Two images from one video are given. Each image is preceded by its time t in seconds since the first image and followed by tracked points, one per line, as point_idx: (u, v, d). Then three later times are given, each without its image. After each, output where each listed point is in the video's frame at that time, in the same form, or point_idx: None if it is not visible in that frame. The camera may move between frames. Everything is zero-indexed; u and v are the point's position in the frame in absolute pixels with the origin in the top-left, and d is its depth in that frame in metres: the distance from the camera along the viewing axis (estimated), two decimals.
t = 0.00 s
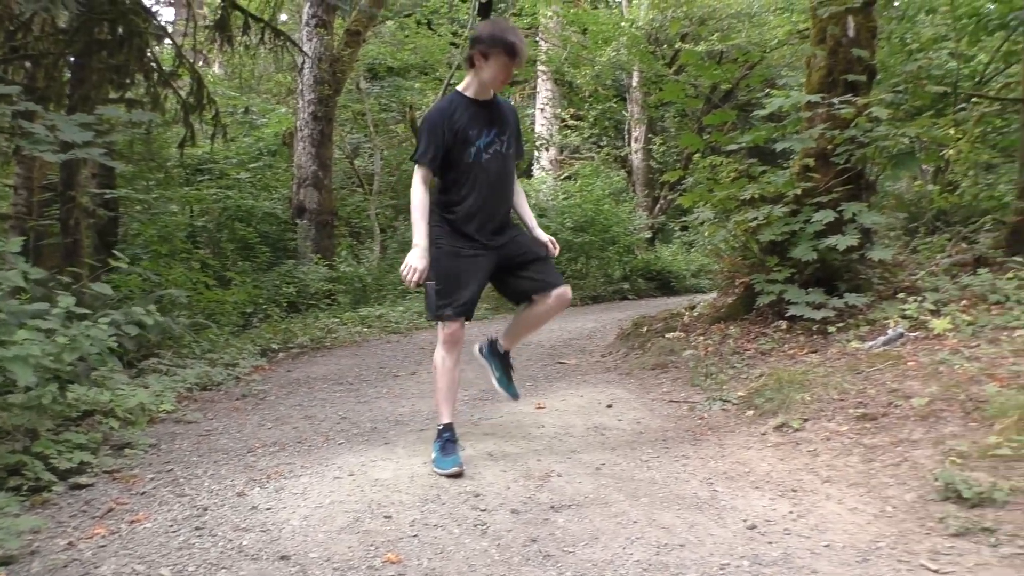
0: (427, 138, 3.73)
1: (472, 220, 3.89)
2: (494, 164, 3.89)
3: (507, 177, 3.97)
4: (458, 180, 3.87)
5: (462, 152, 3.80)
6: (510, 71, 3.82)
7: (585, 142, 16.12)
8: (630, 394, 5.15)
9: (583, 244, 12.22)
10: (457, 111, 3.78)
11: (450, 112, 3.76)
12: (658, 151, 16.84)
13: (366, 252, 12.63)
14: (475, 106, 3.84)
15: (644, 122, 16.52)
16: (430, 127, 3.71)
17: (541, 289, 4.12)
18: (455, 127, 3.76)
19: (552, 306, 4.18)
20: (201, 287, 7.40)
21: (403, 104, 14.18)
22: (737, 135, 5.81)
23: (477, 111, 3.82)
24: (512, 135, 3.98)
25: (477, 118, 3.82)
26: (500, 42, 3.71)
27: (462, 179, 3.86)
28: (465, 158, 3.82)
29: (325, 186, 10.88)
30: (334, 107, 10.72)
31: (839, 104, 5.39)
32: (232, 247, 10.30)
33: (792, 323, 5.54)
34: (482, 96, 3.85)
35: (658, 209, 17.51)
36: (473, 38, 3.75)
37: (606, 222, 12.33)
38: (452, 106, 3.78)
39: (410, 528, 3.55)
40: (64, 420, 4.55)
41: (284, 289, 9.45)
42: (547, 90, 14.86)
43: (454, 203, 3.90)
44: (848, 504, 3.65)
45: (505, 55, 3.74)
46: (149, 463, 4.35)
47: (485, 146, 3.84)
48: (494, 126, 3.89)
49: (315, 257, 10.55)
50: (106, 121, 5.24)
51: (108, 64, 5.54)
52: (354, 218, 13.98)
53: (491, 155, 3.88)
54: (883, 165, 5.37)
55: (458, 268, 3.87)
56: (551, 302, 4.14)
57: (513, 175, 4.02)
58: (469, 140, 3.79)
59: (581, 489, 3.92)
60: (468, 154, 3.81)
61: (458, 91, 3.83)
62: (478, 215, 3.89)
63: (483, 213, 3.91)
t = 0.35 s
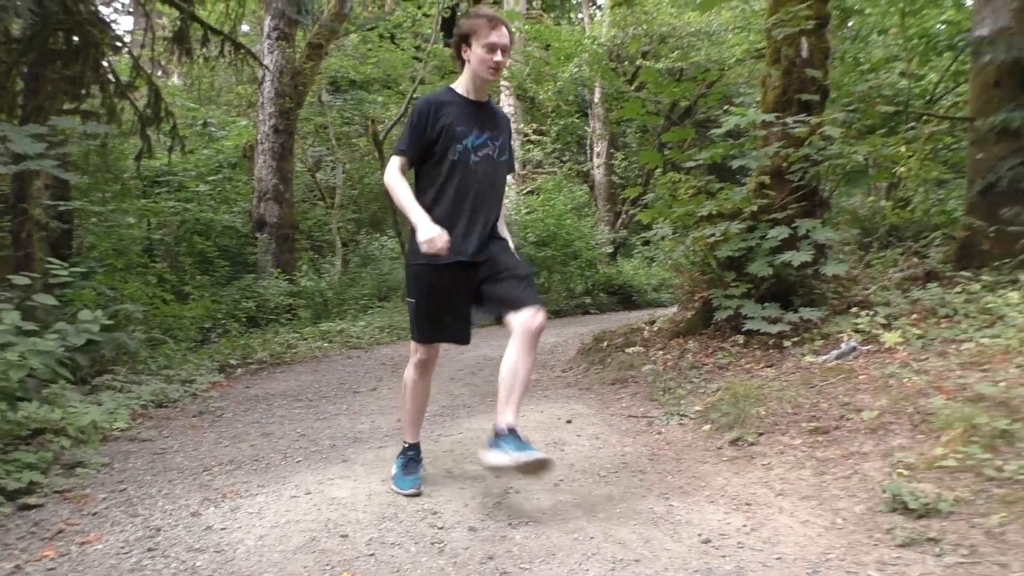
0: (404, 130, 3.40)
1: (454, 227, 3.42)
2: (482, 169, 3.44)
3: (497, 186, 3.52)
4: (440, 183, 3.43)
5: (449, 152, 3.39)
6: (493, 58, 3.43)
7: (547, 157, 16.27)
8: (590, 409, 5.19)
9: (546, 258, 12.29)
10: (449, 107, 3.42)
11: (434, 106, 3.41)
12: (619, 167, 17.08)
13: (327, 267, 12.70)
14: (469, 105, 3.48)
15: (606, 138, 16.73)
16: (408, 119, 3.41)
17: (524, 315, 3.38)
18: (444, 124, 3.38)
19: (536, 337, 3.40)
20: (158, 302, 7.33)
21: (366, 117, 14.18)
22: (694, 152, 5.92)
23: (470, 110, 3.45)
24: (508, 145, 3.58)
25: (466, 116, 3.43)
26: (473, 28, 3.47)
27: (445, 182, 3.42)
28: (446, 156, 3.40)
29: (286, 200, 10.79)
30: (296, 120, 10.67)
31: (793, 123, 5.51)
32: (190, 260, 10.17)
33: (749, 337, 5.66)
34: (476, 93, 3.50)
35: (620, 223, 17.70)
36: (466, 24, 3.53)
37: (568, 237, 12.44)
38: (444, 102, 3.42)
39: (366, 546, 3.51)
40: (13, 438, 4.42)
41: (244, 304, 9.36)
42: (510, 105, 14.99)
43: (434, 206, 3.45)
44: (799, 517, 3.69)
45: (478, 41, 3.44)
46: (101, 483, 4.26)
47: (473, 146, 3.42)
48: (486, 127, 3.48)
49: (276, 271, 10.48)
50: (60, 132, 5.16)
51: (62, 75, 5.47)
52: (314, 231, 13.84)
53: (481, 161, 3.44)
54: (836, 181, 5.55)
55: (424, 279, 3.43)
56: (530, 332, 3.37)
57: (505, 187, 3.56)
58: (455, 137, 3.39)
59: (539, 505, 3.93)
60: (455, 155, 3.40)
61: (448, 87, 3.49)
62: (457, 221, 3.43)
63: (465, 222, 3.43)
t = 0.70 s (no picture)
0: (452, 145, 3.12)
1: (474, 261, 3.13)
2: (518, 209, 3.20)
3: (526, 233, 3.27)
4: (470, 212, 3.14)
5: (487, 181, 3.14)
6: (560, 101, 3.25)
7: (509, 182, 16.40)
8: (549, 436, 5.22)
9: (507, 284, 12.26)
10: (498, 134, 3.19)
11: (488, 132, 3.17)
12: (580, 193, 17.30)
13: (286, 292, 13.06)
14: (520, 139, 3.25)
15: (567, 164, 16.95)
16: (457, 135, 3.15)
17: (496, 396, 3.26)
18: (489, 152, 3.15)
19: (510, 421, 3.29)
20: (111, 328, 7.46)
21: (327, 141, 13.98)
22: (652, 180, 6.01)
23: (519, 145, 3.23)
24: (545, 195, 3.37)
25: (516, 150, 3.21)
26: (545, 64, 3.24)
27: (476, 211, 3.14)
28: (490, 186, 3.14)
29: (244, 224, 10.83)
30: (256, 144, 10.69)
31: (748, 153, 5.67)
32: (145, 286, 9.96)
33: (707, 363, 5.75)
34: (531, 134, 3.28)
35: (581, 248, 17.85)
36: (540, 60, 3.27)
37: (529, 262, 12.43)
38: (495, 129, 3.20)
39: None
40: None
41: (200, 329, 9.23)
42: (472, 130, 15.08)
43: (459, 232, 3.14)
44: (754, 544, 3.72)
45: (550, 80, 3.22)
46: (47, 517, 4.12)
47: (515, 183, 3.19)
48: (532, 167, 3.27)
49: (234, 296, 10.55)
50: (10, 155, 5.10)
51: (15, 98, 5.39)
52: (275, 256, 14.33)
53: (517, 200, 3.20)
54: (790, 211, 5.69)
55: (439, 309, 3.08)
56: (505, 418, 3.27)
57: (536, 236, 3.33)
58: (499, 168, 3.16)
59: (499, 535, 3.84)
60: (492, 187, 3.14)
61: (503, 117, 3.27)
62: (482, 253, 3.13)
63: (487, 259, 3.15)
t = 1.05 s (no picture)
0: (461, 161, 2.78)
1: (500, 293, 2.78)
2: (542, 228, 2.88)
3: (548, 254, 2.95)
4: (490, 236, 2.79)
5: (508, 202, 2.80)
6: (570, 110, 2.91)
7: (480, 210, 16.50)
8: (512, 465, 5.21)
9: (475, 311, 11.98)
10: (514, 148, 2.85)
11: (500, 142, 2.83)
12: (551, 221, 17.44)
13: (251, 318, 13.04)
14: (536, 151, 2.91)
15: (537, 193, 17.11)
16: (470, 152, 2.79)
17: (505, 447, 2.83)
18: (506, 168, 2.80)
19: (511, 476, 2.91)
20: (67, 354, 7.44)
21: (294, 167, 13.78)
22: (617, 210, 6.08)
23: (537, 158, 2.89)
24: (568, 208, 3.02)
25: (534, 163, 2.87)
26: (554, 67, 2.90)
27: (498, 236, 2.79)
28: (504, 202, 2.80)
29: (209, 250, 10.82)
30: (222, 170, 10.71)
31: (711, 185, 5.77)
32: (105, 311, 9.73)
33: (671, 393, 5.81)
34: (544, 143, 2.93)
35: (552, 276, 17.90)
36: (549, 63, 2.92)
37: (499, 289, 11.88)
38: (510, 141, 2.85)
39: None
40: None
41: (161, 356, 9.15)
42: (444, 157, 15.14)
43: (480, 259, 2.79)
44: (712, 573, 3.67)
45: (560, 87, 2.88)
46: None
47: (537, 200, 2.85)
48: (552, 179, 2.93)
49: (197, 323, 10.50)
50: None
51: None
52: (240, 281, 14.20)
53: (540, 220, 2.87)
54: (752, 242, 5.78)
55: (465, 348, 2.72)
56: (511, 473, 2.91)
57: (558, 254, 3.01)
58: (519, 185, 2.81)
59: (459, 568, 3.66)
60: (514, 207, 2.80)
61: (514, 127, 2.93)
62: (506, 278, 2.78)
63: (514, 289, 2.80)
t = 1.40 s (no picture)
0: (489, 166, 2.09)
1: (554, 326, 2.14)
2: (599, 228, 2.16)
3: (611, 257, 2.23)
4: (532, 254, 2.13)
5: (550, 207, 2.10)
6: (612, 65, 2.15)
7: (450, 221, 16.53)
8: (475, 476, 5.21)
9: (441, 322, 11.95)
10: (552, 133, 2.11)
11: (529, 132, 2.11)
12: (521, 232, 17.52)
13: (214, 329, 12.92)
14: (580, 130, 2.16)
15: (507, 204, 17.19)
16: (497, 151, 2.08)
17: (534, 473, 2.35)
18: (543, 164, 2.09)
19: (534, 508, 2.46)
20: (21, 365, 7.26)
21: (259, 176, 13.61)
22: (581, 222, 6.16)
23: (582, 142, 2.15)
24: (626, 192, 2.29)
25: (578, 148, 2.14)
26: (577, 17, 2.18)
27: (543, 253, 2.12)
28: (540, 210, 2.11)
29: (170, 259, 10.76)
30: (184, 178, 10.63)
31: (673, 197, 5.86)
32: (63, 323, 9.57)
33: (634, 402, 5.88)
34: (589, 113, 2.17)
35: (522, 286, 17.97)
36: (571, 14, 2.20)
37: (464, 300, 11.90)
38: (543, 124, 2.12)
39: None
40: None
41: (121, 368, 9.04)
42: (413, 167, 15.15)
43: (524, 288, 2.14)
44: None
45: (587, 41, 2.15)
46: None
47: (588, 196, 2.14)
48: (603, 162, 2.19)
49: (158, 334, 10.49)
50: None
51: None
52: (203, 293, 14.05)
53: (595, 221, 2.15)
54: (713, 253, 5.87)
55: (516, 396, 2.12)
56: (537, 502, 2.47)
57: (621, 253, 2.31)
58: (562, 184, 2.10)
59: None
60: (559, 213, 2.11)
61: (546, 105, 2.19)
62: (558, 306, 2.13)
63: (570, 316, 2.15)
